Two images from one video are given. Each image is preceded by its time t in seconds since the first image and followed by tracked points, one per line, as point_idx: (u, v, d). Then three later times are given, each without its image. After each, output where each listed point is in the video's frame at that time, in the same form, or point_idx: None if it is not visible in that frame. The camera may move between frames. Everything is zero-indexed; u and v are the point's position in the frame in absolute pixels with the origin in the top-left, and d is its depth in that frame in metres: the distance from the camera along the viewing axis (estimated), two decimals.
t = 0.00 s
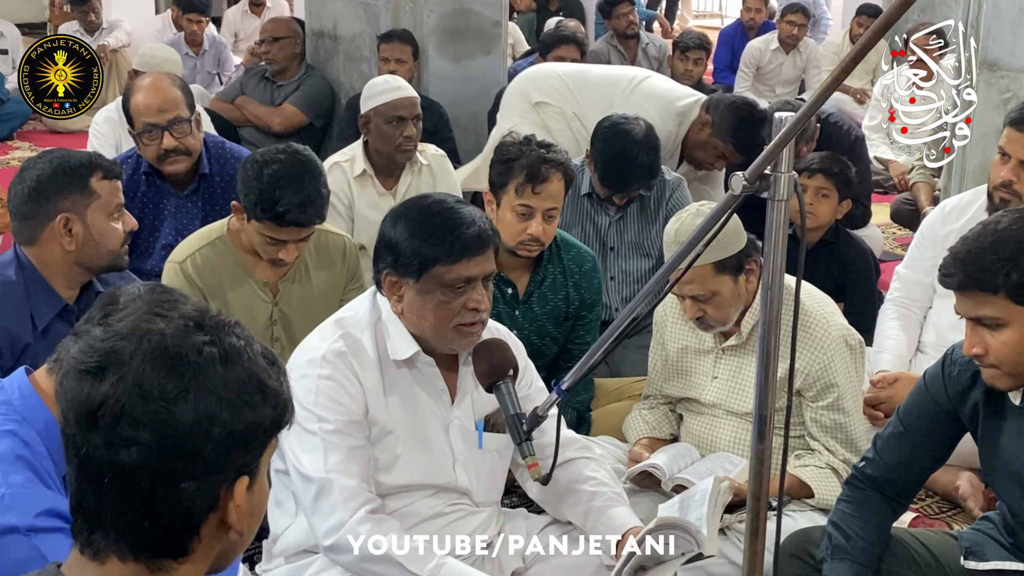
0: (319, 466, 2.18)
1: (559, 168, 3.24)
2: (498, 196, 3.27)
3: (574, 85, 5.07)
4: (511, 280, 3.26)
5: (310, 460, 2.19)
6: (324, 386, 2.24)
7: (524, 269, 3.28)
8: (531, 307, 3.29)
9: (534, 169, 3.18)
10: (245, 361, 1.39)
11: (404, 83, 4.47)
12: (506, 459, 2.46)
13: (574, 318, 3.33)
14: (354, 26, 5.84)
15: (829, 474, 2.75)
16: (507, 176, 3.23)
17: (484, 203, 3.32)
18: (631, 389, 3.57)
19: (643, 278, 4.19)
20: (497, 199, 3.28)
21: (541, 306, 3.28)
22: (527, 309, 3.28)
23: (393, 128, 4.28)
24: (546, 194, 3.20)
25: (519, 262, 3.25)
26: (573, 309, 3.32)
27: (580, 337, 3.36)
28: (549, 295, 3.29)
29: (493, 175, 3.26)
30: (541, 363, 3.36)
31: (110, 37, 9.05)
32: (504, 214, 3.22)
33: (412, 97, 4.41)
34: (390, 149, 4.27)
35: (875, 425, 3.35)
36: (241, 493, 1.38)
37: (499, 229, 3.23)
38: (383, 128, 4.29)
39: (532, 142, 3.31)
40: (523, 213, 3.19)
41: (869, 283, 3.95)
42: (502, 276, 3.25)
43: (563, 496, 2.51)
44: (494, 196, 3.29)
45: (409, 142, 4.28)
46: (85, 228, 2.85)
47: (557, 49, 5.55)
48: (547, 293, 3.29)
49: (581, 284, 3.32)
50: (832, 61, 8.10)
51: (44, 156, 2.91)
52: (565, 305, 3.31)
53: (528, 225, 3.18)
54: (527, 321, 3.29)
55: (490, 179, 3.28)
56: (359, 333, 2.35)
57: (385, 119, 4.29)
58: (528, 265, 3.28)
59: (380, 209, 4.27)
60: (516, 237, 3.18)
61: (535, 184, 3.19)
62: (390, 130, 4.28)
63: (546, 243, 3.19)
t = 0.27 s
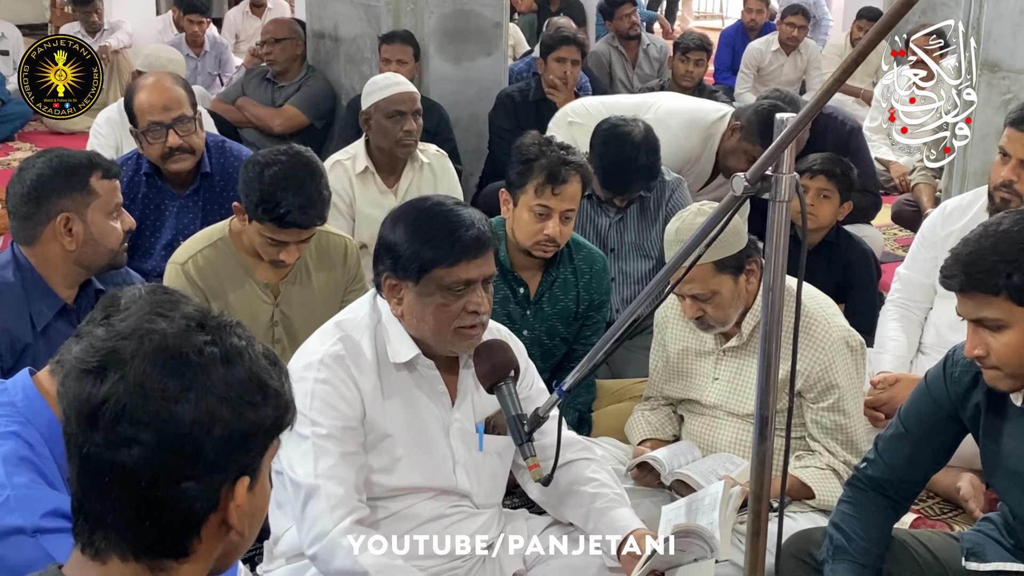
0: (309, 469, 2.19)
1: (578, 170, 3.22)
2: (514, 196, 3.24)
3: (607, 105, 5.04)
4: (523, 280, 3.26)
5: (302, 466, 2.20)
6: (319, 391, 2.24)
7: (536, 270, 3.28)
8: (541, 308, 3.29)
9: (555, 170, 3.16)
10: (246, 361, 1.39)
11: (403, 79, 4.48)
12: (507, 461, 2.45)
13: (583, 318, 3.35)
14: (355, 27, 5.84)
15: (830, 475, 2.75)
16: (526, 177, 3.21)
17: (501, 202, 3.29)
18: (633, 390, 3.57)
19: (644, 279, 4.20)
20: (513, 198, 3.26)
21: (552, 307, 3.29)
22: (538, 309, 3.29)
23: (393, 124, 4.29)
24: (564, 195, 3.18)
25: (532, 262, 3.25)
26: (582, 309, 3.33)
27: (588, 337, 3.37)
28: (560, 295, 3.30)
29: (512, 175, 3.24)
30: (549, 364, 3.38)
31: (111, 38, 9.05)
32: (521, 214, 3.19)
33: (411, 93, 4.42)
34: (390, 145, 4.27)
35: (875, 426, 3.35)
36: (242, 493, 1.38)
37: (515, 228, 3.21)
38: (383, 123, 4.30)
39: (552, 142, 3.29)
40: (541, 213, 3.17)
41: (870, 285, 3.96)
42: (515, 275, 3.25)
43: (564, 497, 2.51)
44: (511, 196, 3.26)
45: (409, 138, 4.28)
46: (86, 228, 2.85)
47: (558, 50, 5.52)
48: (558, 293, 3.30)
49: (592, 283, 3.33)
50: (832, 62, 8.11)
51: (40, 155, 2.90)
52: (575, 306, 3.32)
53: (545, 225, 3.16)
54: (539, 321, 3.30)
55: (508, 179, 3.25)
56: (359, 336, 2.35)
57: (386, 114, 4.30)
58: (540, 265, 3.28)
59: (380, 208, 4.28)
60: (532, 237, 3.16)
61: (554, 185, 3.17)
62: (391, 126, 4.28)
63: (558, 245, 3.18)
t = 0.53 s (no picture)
0: (316, 476, 2.19)
1: (591, 167, 3.23)
2: (527, 192, 3.25)
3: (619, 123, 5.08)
4: (532, 279, 3.27)
5: (307, 472, 2.21)
6: (321, 395, 2.25)
7: (545, 270, 3.29)
8: (549, 308, 3.29)
9: (568, 167, 3.17)
10: (249, 360, 1.39)
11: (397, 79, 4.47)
12: (508, 463, 2.45)
13: (589, 319, 3.35)
14: (356, 28, 5.84)
15: (831, 475, 2.76)
16: (538, 172, 3.22)
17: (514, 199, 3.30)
18: (633, 390, 3.57)
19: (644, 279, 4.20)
20: (527, 195, 3.26)
21: (559, 307, 3.29)
22: (546, 309, 3.29)
23: (383, 123, 4.29)
24: (577, 191, 3.19)
25: (542, 262, 3.25)
26: (589, 311, 3.34)
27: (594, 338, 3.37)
28: (568, 296, 3.30)
29: (526, 172, 3.25)
30: (555, 364, 3.38)
31: (112, 39, 9.06)
32: (532, 210, 3.19)
33: (403, 93, 4.40)
34: (380, 144, 4.28)
35: (876, 426, 3.35)
36: (243, 492, 1.38)
37: (526, 224, 3.21)
38: (374, 123, 4.31)
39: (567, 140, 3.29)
40: (551, 208, 3.17)
41: (870, 285, 3.95)
42: (524, 274, 3.25)
43: (565, 497, 2.51)
44: (524, 193, 3.27)
45: (399, 136, 4.27)
46: (60, 227, 2.83)
47: (558, 50, 5.51)
48: (565, 294, 3.30)
49: (600, 283, 3.33)
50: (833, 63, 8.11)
51: (35, 151, 2.91)
52: (582, 307, 3.32)
53: (555, 221, 3.16)
54: (546, 322, 3.29)
55: (521, 176, 3.27)
56: (360, 338, 2.35)
57: (375, 114, 4.32)
58: (549, 266, 3.28)
59: (379, 207, 4.29)
60: (542, 233, 3.15)
61: (567, 181, 3.18)
62: (381, 126, 4.29)
63: (569, 242, 3.17)
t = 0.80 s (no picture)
0: (319, 478, 2.19)
1: (599, 169, 3.20)
2: (535, 191, 3.24)
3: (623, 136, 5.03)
4: (536, 282, 3.27)
5: (309, 474, 2.20)
6: (325, 395, 2.25)
7: (550, 272, 3.28)
8: (552, 310, 3.30)
9: (575, 167, 3.15)
10: (248, 358, 1.39)
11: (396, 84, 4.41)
12: (510, 464, 2.45)
13: (592, 322, 3.36)
14: (357, 28, 5.84)
15: (832, 474, 2.76)
16: (547, 171, 3.21)
17: (521, 199, 3.31)
18: (635, 390, 3.57)
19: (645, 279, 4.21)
20: (535, 194, 3.25)
21: (563, 310, 3.30)
22: (549, 312, 3.30)
23: (391, 128, 4.27)
24: (583, 192, 3.17)
25: (549, 264, 3.25)
26: (591, 314, 3.34)
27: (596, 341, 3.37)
28: (571, 299, 3.30)
29: (533, 170, 3.25)
30: (557, 366, 3.39)
31: (112, 39, 9.06)
32: (539, 209, 3.18)
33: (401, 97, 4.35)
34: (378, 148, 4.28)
35: (877, 426, 3.35)
36: (242, 491, 1.37)
37: (531, 224, 3.20)
38: (380, 129, 4.28)
39: (577, 142, 3.27)
40: (556, 208, 3.16)
41: (871, 285, 3.95)
42: (528, 276, 3.26)
43: (566, 498, 2.51)
44: (530, 193, 3.28)
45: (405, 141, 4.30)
46: (37, 234, 2.79)
47: (558, 50, 5.51)
48: (568, 297, 3.30)
49: (603, 288, 3.33)
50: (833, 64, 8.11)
51: (41, 157, 2.88)
52: (584, 311, 3.33)
53: (559, 221, 3.15)
54: (550, 324, 3.31)
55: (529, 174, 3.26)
56: (362, 339, 2.35)
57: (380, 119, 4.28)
58: (554, 267, 3.28)
59: (376, 212, 4.30)
60: (546, 233, 3.14)
61: (574, 181, 3.16)
62: (382, 128, 4.27)
63: (569, 245, 3.16)
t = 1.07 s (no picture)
0: (321, 477, 2.19)
1: (595, 174, 3.20)
2: (531, 195, 3.24)
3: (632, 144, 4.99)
4: (534, 285, 3.28)
5: (311, 473, 2.20)
6: (326, 395, 2.25)
7: (548, 275, 3.29)
8: (551, 313, 3.31)
9: (571, 171, 3.15)
10: (249, 357, 1.39)
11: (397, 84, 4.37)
12: (511, 464, 2.45)
13: (590, 325, 3.36)
14: (358, 27, 5.84)
15: (839, 469, 2.74)
16: (542, 176, 3.22)
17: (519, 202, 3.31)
18: (635, 389, 3.57)
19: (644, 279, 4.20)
20: (530, 199, 3.26)
21: (560, 313, 3.31)
22: (548, 314, 3.30)
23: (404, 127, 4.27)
24: (579, 197, 3.17)
25: (545, 269, 3.26)
26: (590, 317, 3.34)
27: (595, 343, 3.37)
28: (569, 302, 3.31)
29: (530, 174, 3.25)
30: (556, 368, 3.39)
31: (113, 39, 9.07)
32: (535, 214, 3.19)
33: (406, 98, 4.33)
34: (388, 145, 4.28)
35: (878, 425, 3.35)
36: (242, 490, 1.37)
37: (528, 229, 3.21)
38: (391, 128, 4.26)
39: (574, 146, 3.29)
40: (553, 212, 3.16)
41: (872, 284, 3.95)
42: (526, 279, 3.26)
43: (567, 498, 2.51)
44: (527, 195, 3.27)
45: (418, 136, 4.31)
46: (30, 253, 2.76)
47: (559, 50, 5.51)
48: (566, 299, 3.30)
49: (601, 291, 3.33)
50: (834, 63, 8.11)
51: (48, 175, 2.83)
52: (583, 313, 3.33)
53: (556, 225, 3.15)
54: (548, 328, 3.31)
55: (526, 178, 3.27)
56: (364, 339, 2.35)
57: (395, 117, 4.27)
58: (551, 270, 3.28)
59: (377, 211, 4.31)
60: (543, 237, 3.15)
61: (569, 185, 3.16)
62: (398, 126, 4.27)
63: (569, 249, 3.17)
